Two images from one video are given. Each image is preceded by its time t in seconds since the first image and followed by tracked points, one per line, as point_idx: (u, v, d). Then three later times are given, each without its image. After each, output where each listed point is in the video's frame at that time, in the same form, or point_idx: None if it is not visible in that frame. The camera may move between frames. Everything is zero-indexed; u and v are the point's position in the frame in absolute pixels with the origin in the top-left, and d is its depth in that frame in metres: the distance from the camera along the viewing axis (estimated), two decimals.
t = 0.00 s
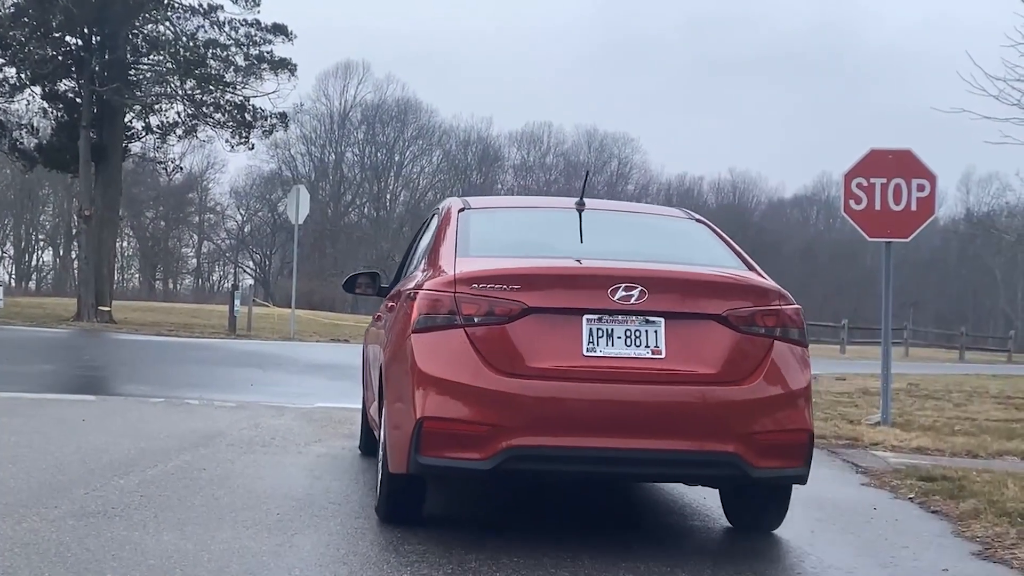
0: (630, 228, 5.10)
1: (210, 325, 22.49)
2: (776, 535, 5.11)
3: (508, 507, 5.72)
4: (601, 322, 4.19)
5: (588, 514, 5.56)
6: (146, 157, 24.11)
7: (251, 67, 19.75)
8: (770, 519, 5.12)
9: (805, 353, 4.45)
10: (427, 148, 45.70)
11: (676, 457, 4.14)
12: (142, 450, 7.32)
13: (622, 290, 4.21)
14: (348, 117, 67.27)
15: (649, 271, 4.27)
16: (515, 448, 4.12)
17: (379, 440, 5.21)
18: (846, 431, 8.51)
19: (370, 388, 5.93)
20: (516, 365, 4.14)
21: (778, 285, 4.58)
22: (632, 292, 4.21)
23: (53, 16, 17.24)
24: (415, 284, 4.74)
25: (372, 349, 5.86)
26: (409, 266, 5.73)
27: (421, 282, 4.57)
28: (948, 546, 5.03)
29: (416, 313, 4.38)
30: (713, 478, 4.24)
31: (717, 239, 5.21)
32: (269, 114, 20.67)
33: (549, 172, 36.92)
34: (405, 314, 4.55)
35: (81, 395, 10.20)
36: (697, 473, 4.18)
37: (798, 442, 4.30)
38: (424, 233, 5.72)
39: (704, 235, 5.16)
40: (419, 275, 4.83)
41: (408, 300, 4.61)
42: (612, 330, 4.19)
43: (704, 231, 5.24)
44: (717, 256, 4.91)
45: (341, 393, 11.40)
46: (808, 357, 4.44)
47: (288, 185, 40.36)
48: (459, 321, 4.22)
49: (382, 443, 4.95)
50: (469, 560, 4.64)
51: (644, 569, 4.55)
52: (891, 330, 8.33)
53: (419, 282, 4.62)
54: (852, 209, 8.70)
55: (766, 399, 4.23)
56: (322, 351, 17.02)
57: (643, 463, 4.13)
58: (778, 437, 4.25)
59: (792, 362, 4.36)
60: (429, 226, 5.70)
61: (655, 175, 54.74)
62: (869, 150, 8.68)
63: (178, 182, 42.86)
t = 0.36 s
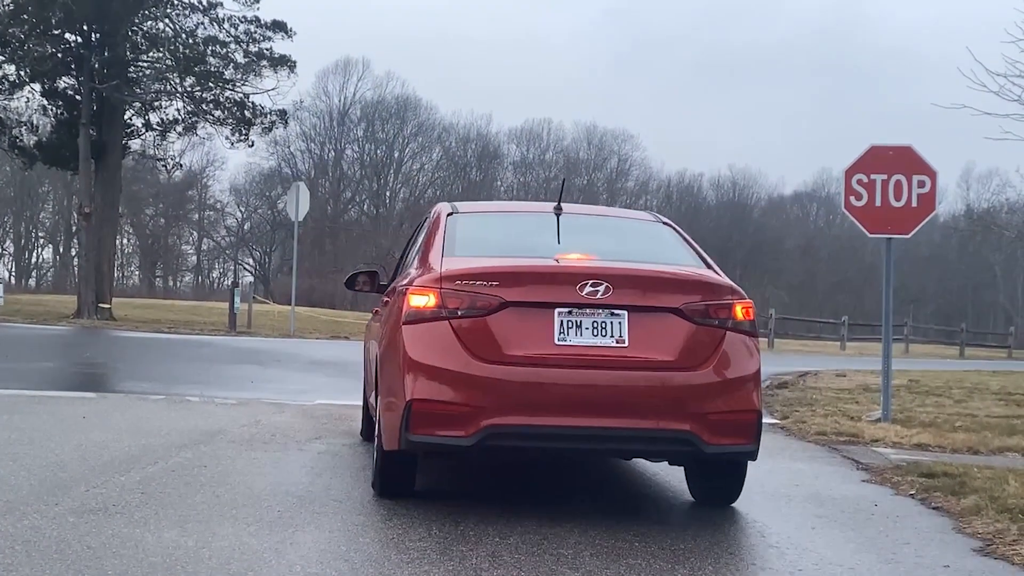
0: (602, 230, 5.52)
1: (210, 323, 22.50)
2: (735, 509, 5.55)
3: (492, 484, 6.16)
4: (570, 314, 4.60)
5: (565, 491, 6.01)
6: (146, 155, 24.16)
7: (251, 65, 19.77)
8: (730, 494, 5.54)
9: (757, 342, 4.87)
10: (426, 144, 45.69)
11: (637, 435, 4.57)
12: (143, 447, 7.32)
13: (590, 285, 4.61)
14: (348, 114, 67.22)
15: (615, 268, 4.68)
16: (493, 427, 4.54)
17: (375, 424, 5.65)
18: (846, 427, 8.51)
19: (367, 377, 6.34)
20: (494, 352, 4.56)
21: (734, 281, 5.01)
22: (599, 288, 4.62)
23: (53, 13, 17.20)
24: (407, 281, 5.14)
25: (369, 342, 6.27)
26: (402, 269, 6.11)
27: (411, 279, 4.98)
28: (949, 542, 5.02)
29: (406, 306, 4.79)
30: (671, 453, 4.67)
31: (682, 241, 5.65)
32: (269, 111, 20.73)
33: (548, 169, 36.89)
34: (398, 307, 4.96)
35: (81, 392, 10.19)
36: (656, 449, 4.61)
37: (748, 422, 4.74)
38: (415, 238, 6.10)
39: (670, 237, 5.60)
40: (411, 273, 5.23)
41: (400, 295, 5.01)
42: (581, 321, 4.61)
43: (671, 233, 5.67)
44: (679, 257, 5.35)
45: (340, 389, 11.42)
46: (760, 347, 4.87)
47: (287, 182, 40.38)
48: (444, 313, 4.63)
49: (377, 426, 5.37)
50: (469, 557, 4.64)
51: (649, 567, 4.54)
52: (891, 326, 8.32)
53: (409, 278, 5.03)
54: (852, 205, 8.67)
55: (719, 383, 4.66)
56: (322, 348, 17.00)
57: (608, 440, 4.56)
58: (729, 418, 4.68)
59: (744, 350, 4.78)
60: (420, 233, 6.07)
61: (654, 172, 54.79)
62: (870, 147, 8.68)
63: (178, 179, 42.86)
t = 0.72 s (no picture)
0: (583, 232, 6.02)
1: (212, 319, 22.48)
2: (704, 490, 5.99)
3: (483, 467, 6.63)
4: (549, 309, 5.09)
5: (555, 472, 6.50)
6: (148, 152, 24.11)
7: (251, 62, 19.71)
8: (697, 476, 5.99)
9: (720, 336, 5.37)
10: (427, 141, 45.60)
11: (609, 419, 5.06)
12: (144, 444, 7.31)
13: (567, 283, 5.10)
14: (348, 109, 67.07)
15: (590, 268, 5.17)
16: (478, 411, 5.03)
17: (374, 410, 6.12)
18: (848, 424, 8.50)
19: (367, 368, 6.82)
20: (480, 344, 5.06)
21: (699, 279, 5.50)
22: (575, 286, 5.11)
23: (54, 11, 17.19)
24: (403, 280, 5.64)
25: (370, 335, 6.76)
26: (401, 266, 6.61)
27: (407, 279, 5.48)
28: (950, 539, 5.01)
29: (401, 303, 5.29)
30: (640, 436, 5.15)
31: (656, 242, 6.16)
32: (269, 108, 20.70)
33: (549, 165, 36.80)
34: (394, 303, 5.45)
35: (82, 390, 10.18)
36: (627, 431, 5.10)
37: (711, 407, 5.23)
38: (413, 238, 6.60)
39: (646, 238, 6.09)
40: (407, 272, 5.73)
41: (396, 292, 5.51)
42: (559, 316, 5.10)
43: (645, 235, 6.17)
44: (651, 256, 5.84)
45: (342, 386, 11.41)
46: (722, 340, 5.36)
47: (288, 179, 40.30)
48: (435, 309, 5.12)
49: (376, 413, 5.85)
50: (471, 553, 4.64)
51: (651, 565, 4.52)
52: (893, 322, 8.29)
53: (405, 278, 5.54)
54: (853, 201, 8.67)
55: (683, 373, 5.15)
56: (323, 345, 16.98)
57: (583, 424, 5.05)
58: (693, 403, 5.17)
59: (709, 342, 5.27)
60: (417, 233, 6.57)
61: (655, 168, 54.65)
62: (871, 144, 8.65)
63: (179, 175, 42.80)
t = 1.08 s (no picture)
0: (569, 233, 6.40)
1: (213, 317, 22.46)
2: (685, 474, 6.33)
3: (475, 454, 6.96)
4: (534, 304, 5.47)
5: (540, 457, 6.85)
6: (149, 150, 24.05)
7: (253, 60, 19.68)
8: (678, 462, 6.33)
9: (695, 330, 5.73)
10: (429, 139, 45.51)
11: (590, 406, 5.44)
12: (146, 442, 7.31)
13: (551, 280, 5.47)
14: (349, 107, 66.87)
15: (572, 266, 5.54)
16: (469, 399, 5.42)
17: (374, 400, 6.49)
18: (849, 421, 8.50)
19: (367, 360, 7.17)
20: (471, 337, 5.44)
21: (676, 277, 5.87)
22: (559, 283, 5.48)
23: (55, 9, 17.16)
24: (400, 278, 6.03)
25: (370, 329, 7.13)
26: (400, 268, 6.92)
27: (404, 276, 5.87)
28: (952, 537, 5.01)
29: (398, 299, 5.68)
30: (619, 422, 5.52)
31: (638, 243, 6.53)
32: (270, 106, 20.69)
33: (550, 163, 36.66)
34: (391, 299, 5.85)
35: (84, 387, 10.17)
36: (606, 417, 5.47)
37: (686, 396, 5.59)
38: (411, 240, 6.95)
39: (628, 239, 6.48)
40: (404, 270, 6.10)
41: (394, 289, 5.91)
42: (543, 311, 5.47)
43: (628, 237, 6.54)
44: (633, 256, 6.21)
45: (343, 384, 11.41)
46: (697, 334, 5.72)
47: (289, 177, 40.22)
48: (428, 304, 5.51)
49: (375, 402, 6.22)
50: (472, 550, 4.66)
51: (651, 562, 4.52)
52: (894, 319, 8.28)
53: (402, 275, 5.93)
54: (854, 199, 8.66)
55: (659, 364, 5.52)
56: (324, 343, 16.96)
57: (565, 411, 5.42)
58: (668, 392, 5.55)
59: (683, 336, 5.64)
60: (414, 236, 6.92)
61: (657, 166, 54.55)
62: (872, 141, 8.63)
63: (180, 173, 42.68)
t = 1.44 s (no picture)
0: (559, 234, 6.68)
1: (215, 317, 22.44)
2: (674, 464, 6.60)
3: (473, 446, 7.20)
4: (525, 302, 5.81)
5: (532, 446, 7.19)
6: (150, 149, 24.03)
7: (255, 59, 19.73)
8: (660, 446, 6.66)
9: (675, 327, 6.07)
10: (431, 138, 45.46)
11: (576, 396, 5.78)
12: (148, 442, 7.33)
13: (540, 280, 5.81)
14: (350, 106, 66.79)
15: (559, 266, 5.88)
16: (464, 391, 5.76)
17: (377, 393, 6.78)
18: (851, 420, 8.50)
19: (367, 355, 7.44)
20: (466, 333, 5.78)
21: (659, 277, 6.20)
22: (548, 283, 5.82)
23: (57, 8, 17.16)
24: (399, 277, 6.37)
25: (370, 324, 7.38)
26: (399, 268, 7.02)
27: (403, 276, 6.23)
28: (954, 536, 5.01)
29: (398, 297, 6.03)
30: (604, 412, 5.88)
31: (625, 245, 6.77)
32: (273, 106, 20.78)
33: (553, 162, 36.58)
34: (391, 297, 6.20)
35: (87, 387, 10.20)
36: (591, 407, 5.83)
37: (666, 388, 5.95)
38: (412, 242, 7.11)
39: (616, 243, 6.71)
40: (404, 271, 6.35)
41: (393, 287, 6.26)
42: (533, 309, 5.81)
43: (616, 238, 6.83)
44: (621, 259, 6.47)
45: (345, 383, 11.42)
46: (676, 330, 6.08)
47: (290, 176, 40.16)
48: (426, 303, 5.87)
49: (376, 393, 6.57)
50: (475, 549, 4.67)
51: (653, 560, 4.54)
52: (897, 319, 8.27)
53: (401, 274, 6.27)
54: (858, 199, 8.64)
55: (641, 358, 5.86)
56: (327, 342, 16.95)
57: (554, 401, 5.77)
58: (649, 384, 5.90)
59: (663, 332, 5.98)
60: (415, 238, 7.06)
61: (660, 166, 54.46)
62: (874, 141, 8.64)
63: (182, 172, 42.65)
